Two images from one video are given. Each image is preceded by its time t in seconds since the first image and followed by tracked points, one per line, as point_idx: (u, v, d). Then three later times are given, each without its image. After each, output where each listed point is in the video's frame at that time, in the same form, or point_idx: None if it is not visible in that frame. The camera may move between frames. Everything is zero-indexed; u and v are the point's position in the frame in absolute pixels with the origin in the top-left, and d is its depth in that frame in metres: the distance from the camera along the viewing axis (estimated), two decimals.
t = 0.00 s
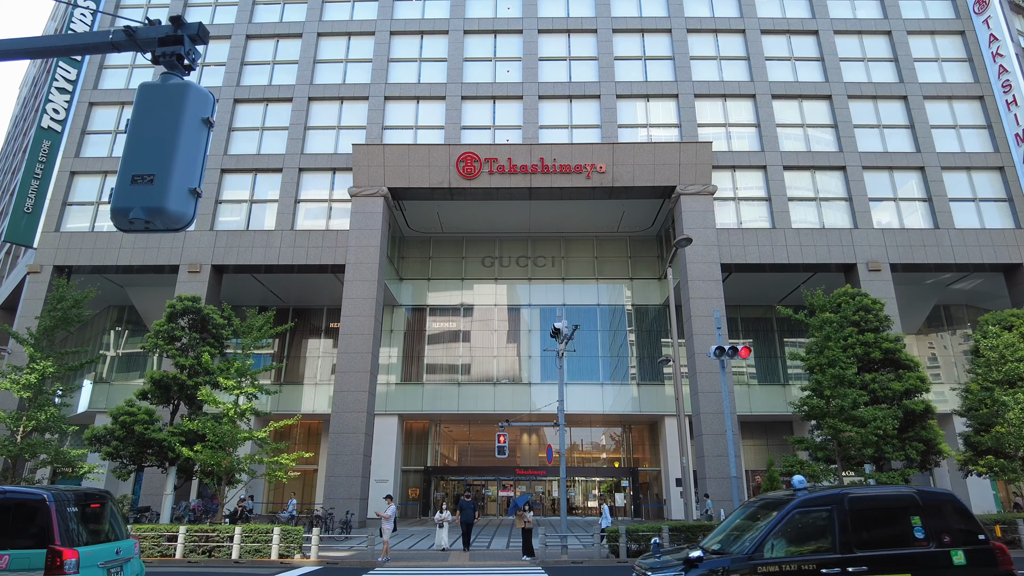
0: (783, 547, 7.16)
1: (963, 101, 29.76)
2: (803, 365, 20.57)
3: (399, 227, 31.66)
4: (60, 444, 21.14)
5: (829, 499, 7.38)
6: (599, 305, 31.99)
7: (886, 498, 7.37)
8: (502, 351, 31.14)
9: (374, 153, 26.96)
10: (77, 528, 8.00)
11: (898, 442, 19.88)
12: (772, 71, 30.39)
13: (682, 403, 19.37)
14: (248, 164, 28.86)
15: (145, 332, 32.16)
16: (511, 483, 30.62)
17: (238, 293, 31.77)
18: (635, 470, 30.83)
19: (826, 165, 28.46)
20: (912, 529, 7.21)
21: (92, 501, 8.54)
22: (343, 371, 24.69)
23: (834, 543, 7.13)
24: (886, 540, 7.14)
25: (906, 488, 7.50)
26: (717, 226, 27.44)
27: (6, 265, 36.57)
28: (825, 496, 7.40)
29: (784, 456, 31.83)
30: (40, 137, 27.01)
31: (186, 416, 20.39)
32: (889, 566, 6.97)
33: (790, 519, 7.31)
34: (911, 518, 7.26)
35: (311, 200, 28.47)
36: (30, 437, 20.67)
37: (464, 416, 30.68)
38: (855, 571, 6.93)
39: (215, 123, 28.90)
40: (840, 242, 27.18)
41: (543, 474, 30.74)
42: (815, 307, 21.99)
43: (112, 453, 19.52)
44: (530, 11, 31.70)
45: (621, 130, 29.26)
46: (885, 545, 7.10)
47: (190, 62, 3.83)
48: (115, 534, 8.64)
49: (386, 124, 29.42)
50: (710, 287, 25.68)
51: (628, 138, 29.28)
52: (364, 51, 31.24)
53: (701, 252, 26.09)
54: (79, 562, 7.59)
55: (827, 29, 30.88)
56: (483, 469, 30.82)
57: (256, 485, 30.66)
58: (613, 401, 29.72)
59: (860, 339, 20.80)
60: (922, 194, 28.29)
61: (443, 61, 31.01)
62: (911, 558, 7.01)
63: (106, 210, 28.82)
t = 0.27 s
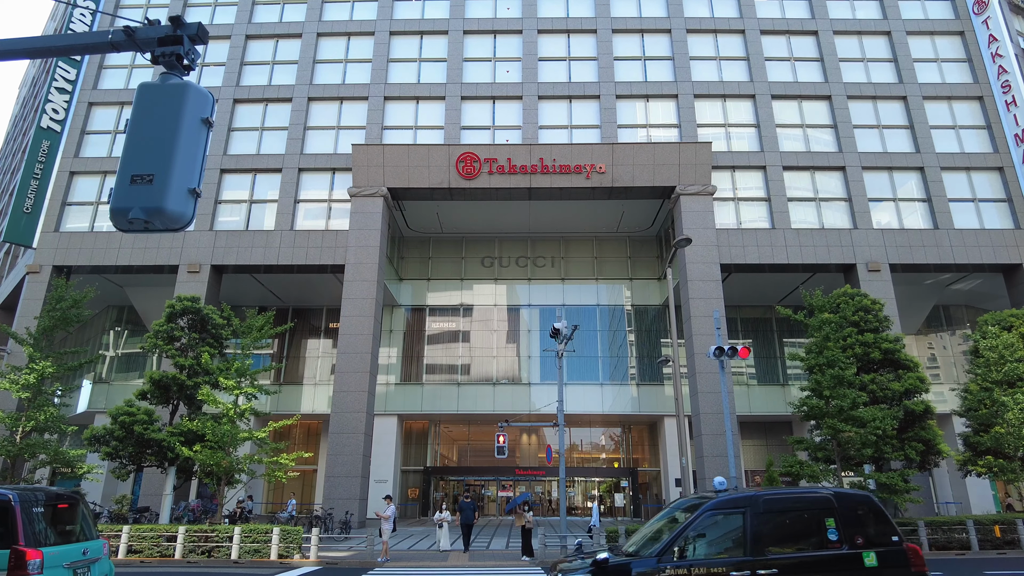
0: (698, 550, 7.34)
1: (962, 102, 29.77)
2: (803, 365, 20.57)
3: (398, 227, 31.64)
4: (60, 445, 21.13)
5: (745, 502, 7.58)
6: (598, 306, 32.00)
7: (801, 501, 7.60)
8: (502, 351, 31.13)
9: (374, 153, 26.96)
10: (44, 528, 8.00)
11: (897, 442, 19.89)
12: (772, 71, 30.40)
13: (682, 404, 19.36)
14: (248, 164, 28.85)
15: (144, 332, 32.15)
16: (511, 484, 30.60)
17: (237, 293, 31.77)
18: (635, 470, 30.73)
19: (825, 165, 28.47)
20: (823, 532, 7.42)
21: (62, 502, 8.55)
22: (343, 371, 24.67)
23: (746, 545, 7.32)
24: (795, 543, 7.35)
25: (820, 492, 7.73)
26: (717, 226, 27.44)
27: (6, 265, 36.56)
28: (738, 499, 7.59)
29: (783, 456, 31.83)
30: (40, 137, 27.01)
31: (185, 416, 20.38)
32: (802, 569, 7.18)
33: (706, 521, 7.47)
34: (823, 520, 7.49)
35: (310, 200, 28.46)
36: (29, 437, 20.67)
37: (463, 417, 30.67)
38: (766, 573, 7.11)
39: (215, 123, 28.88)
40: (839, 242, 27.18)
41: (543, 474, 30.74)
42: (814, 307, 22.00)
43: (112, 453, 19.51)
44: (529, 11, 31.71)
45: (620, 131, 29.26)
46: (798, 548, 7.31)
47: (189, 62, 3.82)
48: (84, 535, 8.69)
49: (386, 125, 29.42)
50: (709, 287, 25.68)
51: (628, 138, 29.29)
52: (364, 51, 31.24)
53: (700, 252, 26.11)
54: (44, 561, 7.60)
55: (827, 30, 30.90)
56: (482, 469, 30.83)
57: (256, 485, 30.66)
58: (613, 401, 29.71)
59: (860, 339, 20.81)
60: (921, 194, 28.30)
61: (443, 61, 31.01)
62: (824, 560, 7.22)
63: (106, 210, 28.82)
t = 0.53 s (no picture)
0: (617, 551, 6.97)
1: (962, 102, 29.79)
2: (802, 365, 20.57)
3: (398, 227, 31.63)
4: (59, 445, 21.12)
5: (663, 503, 7.23)
6: (598, 305, 32.00)
7: (721, 502, 7.26)
8: (501, 351, 31.12)
9: (374, 153, 26.97)
10: (14, 529, 7.98)
11: (897, 442, 19.90)
12: (772, 71, 30.42)
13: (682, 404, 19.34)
14: (248, 164, 28.85)
15: (144, 332, 32.15)
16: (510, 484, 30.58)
17: (237, 293, 31.77)
18: (635, 470, 30.65)
19: (825, 166, 28.48)
20: (749, 534, 7.07)
21: (34, 502, 8.52)
22: (342, 371, 24.66)
23: (662, 548, 6.95)
24: (720, 545, 6.97)
25: (741, 493, 7.42)
26: (716, 226, 27.44)
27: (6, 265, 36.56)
28: (659, 499, 7.25)
29: (783, 456, 31.84)
30: (39, 137, 27.01)
31: (185, 416, 20.38)
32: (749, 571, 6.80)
33: (626, 522, 7.11)
34: (748, 521, 7.14)
35: (310, 200, 28.46)
36: (29, 436, 20.66)
37: (463, 417, 30.67)
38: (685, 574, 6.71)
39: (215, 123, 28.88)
40: (839, 242, 27.19)
41: (542, 474, 30.72)
42: (814, 307, 22.02)
43: (111, 453, 19.50)
44: (529, 11, 31.72)
45: (620, 131, 29.27)
46: (719, 550, 6.93)
47: (190, 62, 3.83)
48: (55, 536, 8.70)
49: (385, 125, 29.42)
50: (709, 287, 25.69)
51: (628, 138, 29.29)
52: (364, 51, 31.24)
53: (700, 252, 26.12)
54: (11, 562, 7.57)
55: (826, 30, 30.92)
56: (482, 469, 30.84)
57: (256, 485, 30.67)
58: (612, 401, 29.71)
59: (859, 339, 20.82)
60: (921, 195, 28.31)
61: (442, 61, 31.02)
62: (749, 562, 6.84)
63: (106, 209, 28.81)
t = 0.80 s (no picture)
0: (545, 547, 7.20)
1: (962, 102, 29.79)
2: (802, 365, 20.58)
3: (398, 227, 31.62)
4: (59, 445, 21.10)
5: (595, 503, 7.46)
6: (597, 305, 32.01)
7: (653, 503, 7.52)
8: (501, 351, 31.12)
9: (374, 153, 26.97)
10: None
11: (896, 442, 19.91)
12: (771, 71, 30.43)
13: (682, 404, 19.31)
14: (248, 164, 28.85)
15: (143, 332, 32.14)
16: (510, 484, 30.57)
17: (237, 293, 31.78)
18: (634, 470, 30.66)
19: (825, 166, 28.49)
20: (677, 535, 7.32)
21: (7, 503, 8.53)
22: (342, 371, 24.65)
23: (587, 550, 7.16)
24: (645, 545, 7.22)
25: (673, 494, 7.67)
26: (716, 226, 27.44)
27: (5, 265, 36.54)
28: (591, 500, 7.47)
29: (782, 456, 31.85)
30: (39, 136, 27.00)
31: (185, 416, 20.37)
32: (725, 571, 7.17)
33: (555, 519, 7.33)
34: (678, 524, 7.38)
35: (310, 200, 28.46)
36: (28, 436, 20.65)
37: (463, 417, 30.67)
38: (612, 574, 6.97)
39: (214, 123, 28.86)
40: (839, 243, 27.20)
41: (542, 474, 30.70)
42: (813, 307, 22.02)
43: (111, 453, 19.49)
44: (529, 11, 31.71)
45: (620, 131, 29.27)
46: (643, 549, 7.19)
47: (189, 62, 3.82)
48: (26, 535, 8.73)
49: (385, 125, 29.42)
50: (709, 287, 25.69)
51: (627, 138, 29.29)
52: (363, 51, 31.24)
53: (700, 252, 26.13)
54: None
55: (826, 30, 30.92)
56: (482, 469, 30.84)
57: (255, 485, 30.67)
58: (612, 401, 29.71)
59: (859, 339, 20.83)
60: (921, 195, 28.32)
61: (442, 61, 31.01)
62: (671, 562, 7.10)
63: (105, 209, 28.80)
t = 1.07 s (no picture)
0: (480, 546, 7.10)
1: (962, 102, 29.80)
2: (801, 365, 20.59)
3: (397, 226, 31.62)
4: (58, 444, 21.09)
5: (533, 503, 7.39)
6: (597, 305, 32.01)
7: (592, 503, 7.49)
8: (501, 351, 31.12)
9: (374, 153, 26.96)
10: None
11: (896, 443, 19.92)
12: (771, 71, 30.43)
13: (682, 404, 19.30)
14: (248, 164, 28.85)
15: (143, 332, 32.13)
16: (510, 484, 30.58)
17: (236, 293, 31.77)
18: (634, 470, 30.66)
19: (824, 166, 28.50)
20: (616, 535, 7.33)
21: None
22: (341, 371, 24.65)
23: (529, 548, 7.08)
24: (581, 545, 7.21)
25: (612, 495, 7.66)
26: (716, 226, 27.44)
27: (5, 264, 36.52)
28: (529, 500, 7.42)
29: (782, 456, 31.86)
30: (38, 136, 26.99)
31: (185, 416, 20.37)
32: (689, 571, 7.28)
33: (491, 518, 7.24)
34: (618, 524, 7.40)
35: (310, 200, 28.45)
36: (28, 436, 20.65)
37: (462, 416, 30.67)
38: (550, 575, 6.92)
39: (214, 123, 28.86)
40: (839, 243, 27.20)
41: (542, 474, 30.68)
42: (813, 307, 22.02)
43: (111, 453, 19.47)
44: (529, 11, 31.71)
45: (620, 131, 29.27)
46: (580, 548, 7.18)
47: (189, 62, 3.83)
48: None
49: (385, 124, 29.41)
50: (709, 287, 25.68)
51: (627, 138, 29.28)
52: (363, 51, 31.24)
53: (699, 252, 26.13)
54: None
55: (826, 30, 30.92)
56: (481, 469, 30.83)
57: (255, 485, 30.67)
58: (612, 401, 29.71)
59: (859, 339, 20.84)
60: (920, 195, 28.33)
61: (442, 61, 31.01)
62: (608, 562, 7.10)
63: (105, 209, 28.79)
